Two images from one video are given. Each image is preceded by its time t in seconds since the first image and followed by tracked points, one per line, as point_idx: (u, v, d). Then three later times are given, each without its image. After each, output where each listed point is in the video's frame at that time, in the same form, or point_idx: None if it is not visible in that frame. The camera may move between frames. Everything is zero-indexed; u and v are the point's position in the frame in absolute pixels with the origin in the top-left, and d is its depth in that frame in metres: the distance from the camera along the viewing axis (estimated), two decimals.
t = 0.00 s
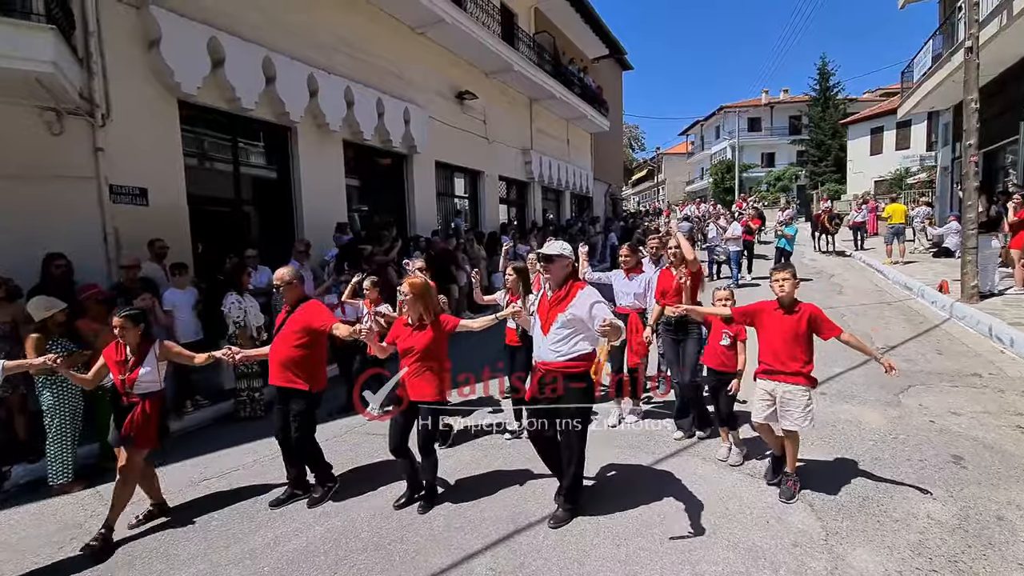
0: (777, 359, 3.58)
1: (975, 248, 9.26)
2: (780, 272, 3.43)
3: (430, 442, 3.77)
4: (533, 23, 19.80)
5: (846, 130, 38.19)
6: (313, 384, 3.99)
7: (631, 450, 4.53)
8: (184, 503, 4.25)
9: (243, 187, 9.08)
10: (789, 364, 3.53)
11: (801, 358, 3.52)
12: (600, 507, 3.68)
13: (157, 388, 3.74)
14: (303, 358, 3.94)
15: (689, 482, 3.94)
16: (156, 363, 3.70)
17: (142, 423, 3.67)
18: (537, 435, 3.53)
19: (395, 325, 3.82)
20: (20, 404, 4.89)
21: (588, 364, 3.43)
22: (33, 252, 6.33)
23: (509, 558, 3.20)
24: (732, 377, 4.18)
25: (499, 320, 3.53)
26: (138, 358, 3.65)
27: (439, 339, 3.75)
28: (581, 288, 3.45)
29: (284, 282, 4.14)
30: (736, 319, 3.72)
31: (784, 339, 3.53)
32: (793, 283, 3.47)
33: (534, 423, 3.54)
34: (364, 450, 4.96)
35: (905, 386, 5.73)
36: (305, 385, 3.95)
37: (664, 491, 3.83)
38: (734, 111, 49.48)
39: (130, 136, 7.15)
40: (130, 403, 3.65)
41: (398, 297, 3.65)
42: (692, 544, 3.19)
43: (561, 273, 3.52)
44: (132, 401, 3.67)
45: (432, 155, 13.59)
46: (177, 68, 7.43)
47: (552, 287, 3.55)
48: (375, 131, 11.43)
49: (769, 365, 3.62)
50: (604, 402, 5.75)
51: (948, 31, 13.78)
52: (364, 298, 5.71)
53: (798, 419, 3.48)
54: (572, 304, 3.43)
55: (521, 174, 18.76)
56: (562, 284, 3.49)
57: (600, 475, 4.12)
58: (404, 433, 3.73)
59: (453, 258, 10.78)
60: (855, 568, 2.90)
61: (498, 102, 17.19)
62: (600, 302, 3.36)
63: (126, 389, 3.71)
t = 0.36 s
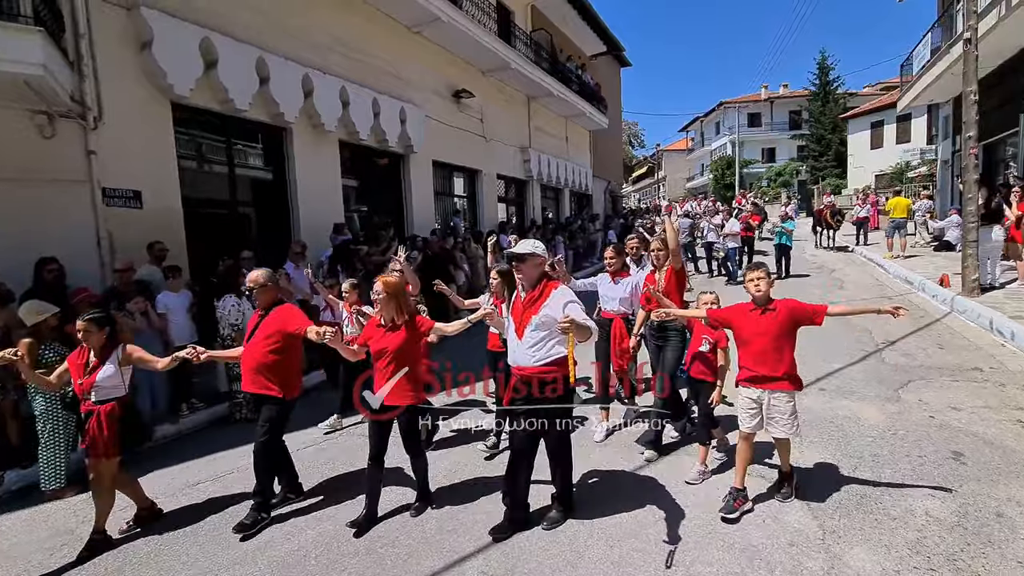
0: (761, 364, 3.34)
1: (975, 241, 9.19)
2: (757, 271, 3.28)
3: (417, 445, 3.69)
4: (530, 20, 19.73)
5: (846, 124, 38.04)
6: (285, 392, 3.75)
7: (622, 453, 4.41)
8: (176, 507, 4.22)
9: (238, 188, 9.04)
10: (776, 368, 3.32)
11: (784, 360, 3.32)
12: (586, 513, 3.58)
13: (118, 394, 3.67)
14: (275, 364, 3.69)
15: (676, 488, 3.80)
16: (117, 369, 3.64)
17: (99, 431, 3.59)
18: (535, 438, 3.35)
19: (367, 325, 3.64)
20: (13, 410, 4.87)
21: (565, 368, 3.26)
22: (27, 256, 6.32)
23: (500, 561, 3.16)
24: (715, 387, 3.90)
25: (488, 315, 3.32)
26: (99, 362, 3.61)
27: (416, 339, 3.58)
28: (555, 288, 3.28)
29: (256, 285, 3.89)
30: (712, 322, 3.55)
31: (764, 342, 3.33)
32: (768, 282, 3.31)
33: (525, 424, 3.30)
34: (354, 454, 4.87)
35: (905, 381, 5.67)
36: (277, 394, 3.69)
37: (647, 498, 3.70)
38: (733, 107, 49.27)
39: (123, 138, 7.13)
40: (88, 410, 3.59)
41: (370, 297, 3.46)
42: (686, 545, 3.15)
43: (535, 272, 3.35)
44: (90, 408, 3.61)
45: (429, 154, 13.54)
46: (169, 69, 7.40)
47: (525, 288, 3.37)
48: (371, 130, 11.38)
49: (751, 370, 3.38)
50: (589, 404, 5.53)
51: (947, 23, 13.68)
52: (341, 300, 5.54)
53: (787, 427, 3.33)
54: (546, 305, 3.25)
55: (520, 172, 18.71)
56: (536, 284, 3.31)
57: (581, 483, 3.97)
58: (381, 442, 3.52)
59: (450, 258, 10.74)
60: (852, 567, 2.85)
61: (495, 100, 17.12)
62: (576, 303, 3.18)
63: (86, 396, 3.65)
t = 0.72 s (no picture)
0: (712, 378, 3.05)
1: (968, 253, 9.10)
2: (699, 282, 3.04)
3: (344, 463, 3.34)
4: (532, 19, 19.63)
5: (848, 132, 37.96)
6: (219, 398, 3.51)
7: (586, 462, 4.27)
8: (136, 501, 4.14)
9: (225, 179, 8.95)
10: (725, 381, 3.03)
11: (730, 375, 3.04)
12: (533, 528, 3.41)
13: (55, 387, 3.58)
14: (210, 366, 3.45)
15: (633, 504, 3.63)
16: (54, 361, 3.54)
17: (36, 426, 3.49)
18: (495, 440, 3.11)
19: (303, 327, 3.27)
20: None
21: (503, 377, 3.07)
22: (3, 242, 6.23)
23: (455, 567, 3.07)
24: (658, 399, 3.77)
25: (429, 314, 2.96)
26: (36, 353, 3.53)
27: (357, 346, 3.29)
28: (495, 292, 3.08)
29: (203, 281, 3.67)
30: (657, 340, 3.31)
31: (707, 358, 3.07)
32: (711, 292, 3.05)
33: (478, 424, 3.02)
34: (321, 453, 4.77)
35: (888, 393, 5.59)
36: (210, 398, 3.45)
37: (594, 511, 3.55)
38: (736, 112, 49.18)
39: (106, 125, 7.04)
40: (23, 403, 3.50)
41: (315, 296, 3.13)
42: (646, 556, 3.06)
43: (473, 275, 3.14)
44: (26, 403, 3.51)
45: (423, 151, 13.45)
46: (155, 57, 7.30)
47: (463, 292, 3.16)
48: (363, 125, 11.29)
49: (697, 390, 3.09)
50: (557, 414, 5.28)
51: (948, 32, 13.58)
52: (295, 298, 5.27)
53: (730, 448, 3.00)
54: (484, 310, 3.05)
55: (516, 171, 18.62)
56: (474, 287, 3.11)
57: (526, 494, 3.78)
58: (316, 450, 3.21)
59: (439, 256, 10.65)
60: None
61: (493, 98, 17.02)
62: (517, 309, 3.02)
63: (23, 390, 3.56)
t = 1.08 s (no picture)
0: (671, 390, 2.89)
1: (964, 254, 8.95)
2: (670, 284, 2.85)
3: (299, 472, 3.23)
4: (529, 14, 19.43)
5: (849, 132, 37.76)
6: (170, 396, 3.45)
7: (561, 468, 4.11)
8: (98, 503, 4.01)
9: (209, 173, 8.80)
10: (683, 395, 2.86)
11: (691, 389, 2.86)
12: (491, 544, 3.18)
13: None
14: (160, 363, 3.40)
15: (599, 520, 3.40)
16: None
17: None
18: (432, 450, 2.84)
19: (251, 325, 3.13)
20: None
21: (445, 385, 2.84)
22: None
23: None
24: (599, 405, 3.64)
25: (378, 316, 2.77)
26: None
27: (307, 346, 3.15)
28: (440, 293, 2.83)
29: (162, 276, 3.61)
30: (625, 345, 3.14)
31: (669, 368, 2.91)
32: (681, 295, 2.85)
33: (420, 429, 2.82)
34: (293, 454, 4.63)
35: (878, 397, 5.45)
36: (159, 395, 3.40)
37: (552, 528, 3.33)
38: (737, 111, 48.95)
39: (85, 116, 6.88)
40: None
41: (262, 292, 3.00)
42: (616, 567, 2.92)
43: (421, 274, 2.90)
44: None
45: (416, 146, 13.28)
46: (136, 48, 7.14)
47: (410, 291, 2.93)
48: (354, 119, 11.13)
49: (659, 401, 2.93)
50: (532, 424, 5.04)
51: (948, 30, 13.40)
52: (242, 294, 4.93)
53: (688, 467, 2.80)
54: (427, 312, 2.81)
55: (512, 168, 18.47)
56: (420, 287, 2.87)
57: (484, 508, 3.57)
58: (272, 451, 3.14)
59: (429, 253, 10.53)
60: None
61: (489, 94, 16.85)
62: (461, 313, 2.77)
63: None
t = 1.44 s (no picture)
0: (648, 412, 2.66)
1: (963, 254, 8.80)
2: (654, 294, 2.63)
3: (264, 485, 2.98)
4: (523, 10, 19.17)
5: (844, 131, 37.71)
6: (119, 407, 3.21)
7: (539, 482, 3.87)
8: (55, 517, 3.78)
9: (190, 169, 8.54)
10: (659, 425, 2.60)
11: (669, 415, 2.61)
12: None
13: None
14: (109, 370, 3.17)
15: (579, 546, 3.11)
16: None
17: None
18: (380, 493, 2.44)
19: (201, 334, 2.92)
20: None
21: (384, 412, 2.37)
22: None
23: None
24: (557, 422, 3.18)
25: (323, 321, 2.46)
26: None
27: (263, 357, 2.94)
28: (381, 303, 2.33)
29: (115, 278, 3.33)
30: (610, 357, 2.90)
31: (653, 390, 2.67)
32: (667, 307, 2.61)
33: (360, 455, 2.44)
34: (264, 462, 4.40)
35: (876, 402, 5.27)
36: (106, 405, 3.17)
37: (521, 558, 3.01)
38: (733, 110, 48.85)
39: (56, 109, 6.60)
40: None
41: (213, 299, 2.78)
42: None
43: (366, 280, 2.42)
44: None
45: (406, 143, 13.04)
46: (111, 38, 6.87)
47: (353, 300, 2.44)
48: (342, 114, 10.87)
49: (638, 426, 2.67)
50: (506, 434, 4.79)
51: (946, 27, 13.24)
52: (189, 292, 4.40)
53: (675, 507, 2.55)
54: (364, 326, 2.30)
55: (505, 165, 18.24)
56: (363, 295, 2.39)
57: (448, 535, 3.24)
58: (221, 468, 2.85)
59: (419, 251, 10.31)
60: None
61: (482, 90, 16.60)
62: (402, 330, 2.27)
63: None
